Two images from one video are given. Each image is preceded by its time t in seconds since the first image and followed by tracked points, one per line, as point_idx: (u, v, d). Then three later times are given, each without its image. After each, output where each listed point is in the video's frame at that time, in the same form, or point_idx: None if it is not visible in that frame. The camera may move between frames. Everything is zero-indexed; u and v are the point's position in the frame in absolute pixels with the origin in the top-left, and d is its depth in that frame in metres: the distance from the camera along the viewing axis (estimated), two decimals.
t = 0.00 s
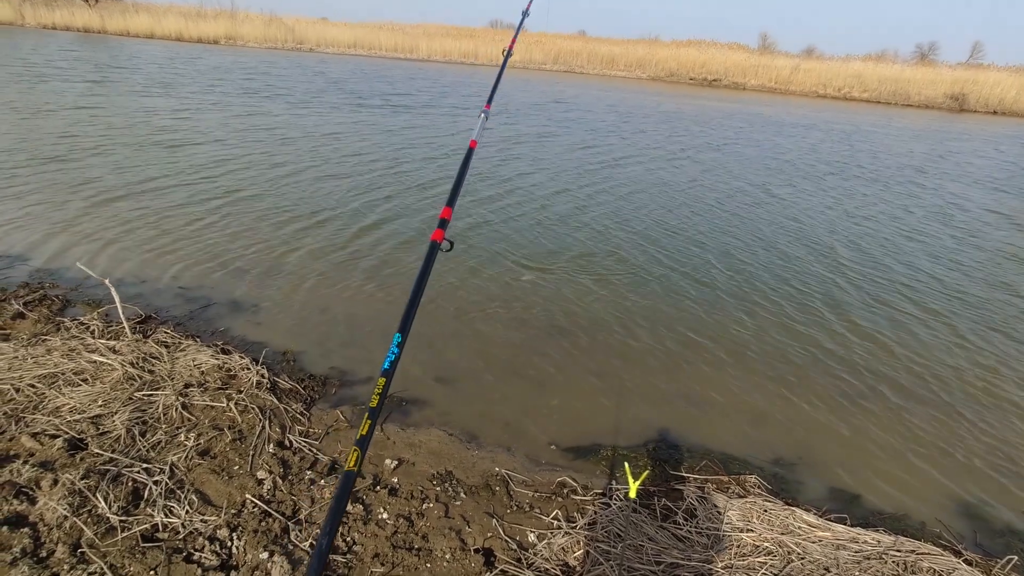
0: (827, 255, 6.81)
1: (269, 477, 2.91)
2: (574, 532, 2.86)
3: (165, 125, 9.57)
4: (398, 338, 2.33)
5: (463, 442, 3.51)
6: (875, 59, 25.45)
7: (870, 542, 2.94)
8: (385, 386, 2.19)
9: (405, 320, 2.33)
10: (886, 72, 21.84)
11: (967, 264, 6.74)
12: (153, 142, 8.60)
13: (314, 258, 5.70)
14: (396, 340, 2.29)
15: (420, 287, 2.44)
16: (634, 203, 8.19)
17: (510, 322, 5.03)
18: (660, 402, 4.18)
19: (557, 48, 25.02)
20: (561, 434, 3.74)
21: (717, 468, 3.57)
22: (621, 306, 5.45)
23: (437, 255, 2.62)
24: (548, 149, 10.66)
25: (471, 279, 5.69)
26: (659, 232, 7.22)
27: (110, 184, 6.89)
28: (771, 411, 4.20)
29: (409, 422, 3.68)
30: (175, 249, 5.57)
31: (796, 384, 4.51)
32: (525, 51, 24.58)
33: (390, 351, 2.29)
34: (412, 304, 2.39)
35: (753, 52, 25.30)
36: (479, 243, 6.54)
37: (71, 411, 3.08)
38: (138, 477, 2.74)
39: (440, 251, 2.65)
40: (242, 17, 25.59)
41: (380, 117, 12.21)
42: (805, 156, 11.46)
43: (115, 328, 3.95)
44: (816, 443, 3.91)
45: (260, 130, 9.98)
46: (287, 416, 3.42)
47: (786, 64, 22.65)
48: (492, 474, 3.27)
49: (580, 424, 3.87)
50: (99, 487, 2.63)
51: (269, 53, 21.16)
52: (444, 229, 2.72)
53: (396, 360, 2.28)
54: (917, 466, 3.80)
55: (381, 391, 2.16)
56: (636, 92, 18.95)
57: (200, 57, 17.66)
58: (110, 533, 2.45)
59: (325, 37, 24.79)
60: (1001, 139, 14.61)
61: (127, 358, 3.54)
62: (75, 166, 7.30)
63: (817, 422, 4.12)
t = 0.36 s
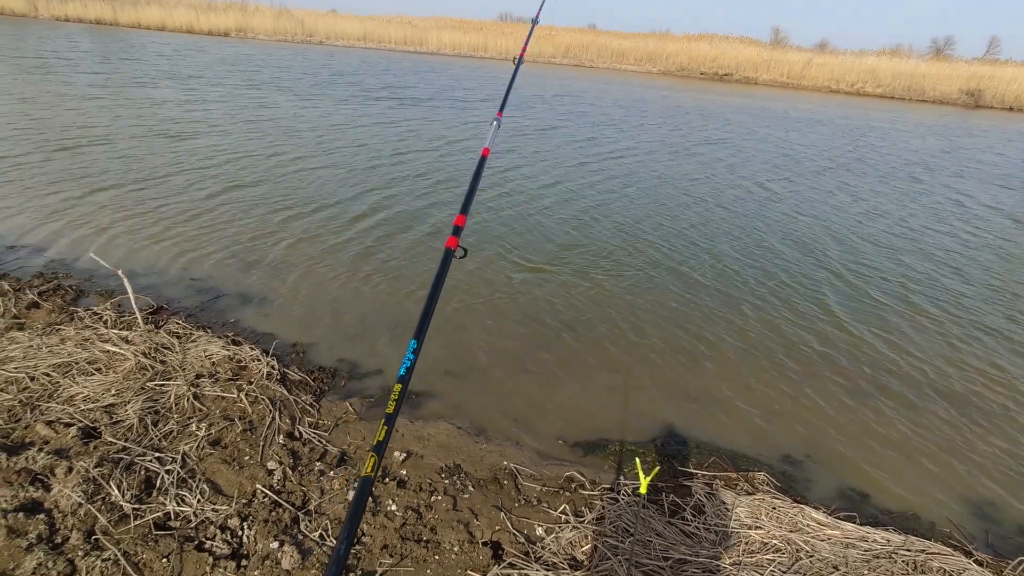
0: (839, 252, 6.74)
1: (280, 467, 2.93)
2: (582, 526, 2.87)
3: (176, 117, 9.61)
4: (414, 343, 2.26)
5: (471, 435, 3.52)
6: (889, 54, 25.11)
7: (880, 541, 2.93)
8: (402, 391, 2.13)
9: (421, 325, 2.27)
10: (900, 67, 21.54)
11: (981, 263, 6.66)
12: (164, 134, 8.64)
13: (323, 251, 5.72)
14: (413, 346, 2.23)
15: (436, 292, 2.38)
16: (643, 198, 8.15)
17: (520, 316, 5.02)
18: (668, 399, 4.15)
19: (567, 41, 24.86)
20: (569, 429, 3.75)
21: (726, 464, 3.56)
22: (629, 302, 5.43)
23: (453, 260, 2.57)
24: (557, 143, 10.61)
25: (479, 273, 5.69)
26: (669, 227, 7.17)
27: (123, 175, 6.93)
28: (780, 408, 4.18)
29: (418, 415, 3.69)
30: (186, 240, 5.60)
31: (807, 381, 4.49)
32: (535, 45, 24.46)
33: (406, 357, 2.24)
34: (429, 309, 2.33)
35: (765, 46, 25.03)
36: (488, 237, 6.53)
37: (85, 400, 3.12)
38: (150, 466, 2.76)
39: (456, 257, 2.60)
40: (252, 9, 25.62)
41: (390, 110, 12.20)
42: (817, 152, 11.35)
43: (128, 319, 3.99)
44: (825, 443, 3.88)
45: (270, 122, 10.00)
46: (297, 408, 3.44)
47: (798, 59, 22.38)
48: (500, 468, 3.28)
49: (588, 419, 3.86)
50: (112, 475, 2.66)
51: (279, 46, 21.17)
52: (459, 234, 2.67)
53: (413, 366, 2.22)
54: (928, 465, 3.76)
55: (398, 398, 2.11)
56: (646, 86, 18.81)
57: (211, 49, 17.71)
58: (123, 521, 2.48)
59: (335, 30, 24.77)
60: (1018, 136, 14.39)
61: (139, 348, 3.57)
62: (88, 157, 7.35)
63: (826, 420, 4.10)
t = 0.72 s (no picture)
0: (854, 249, 6.67)
1: (292, 458, 2.97)
2: (591, 522, 2.88)
3: (191, 110, 9.70)
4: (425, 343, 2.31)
5: (480, 429, 3.54)
6: (908, 49, 24.71)
7: (890, 541, 2.91)
8: (413, 391, 2.16)
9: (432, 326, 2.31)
10: (919, 63, 21.20)
11: (1000, 261, 6.55)
12: (180, 127, 8.72)
13: (336, 245, 5.75)
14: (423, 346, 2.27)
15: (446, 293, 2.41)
16: (656, 193, 8.11)
17: (530, 311, 5.03)
18: (676, 396, 4.15)
19: (579, 36, 24.72)
20: (578, 424, 3.75)
21: (735, 462, 3.55)
22: (640, 298, 5.41)
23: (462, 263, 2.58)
24: (569, 138, 10.57)
25: (490, 268, 5.70)
26: (681, 223, 7.14)
27: (139, 168, 7.02)
28: (791, 406, 4.16)
29: (428, 409, 3.72)
30: (201, 233, 5.66)
31: (820, 380, 4.45)
32: (547, 39, 24.36)
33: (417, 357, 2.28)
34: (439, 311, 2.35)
35: (780, 41, 24.73)
36: (499, 232, 6.53)
37: (103, 389, 3.17)
38: (166, 454, 2.81)
39: (465, 259, 2.61)
40: (266, 4, 25.76)
41: (402, 104, 12.23)
42: (833, 148, 11.22)
43: (144, 310, 4.05)
44: (835, 442, 3.85)
45: (283, 116, 10.06)
46: (309, 400, 3.48)
47: (814, 54, 22.10)
48: (509, 462, 3.30)
49: (597, 415, 3.87)
50: (129, 463, 2.71)
51: (292, 40, 21.27)
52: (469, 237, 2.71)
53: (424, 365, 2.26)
54: (941, 465, 3.73)
55: (409, 396, 2.15)
56: (659, 82, 18.67)
57: (225, 44, 17.83)
58: (140, 508, 2.53)
59: (347, 24, 24.83)
60: None
61: (155, 339, 3.63)
62: (105, 150, 7.45)
63: (837, 419, 4.07)
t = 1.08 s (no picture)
0: (867, 248, 6.60)
1: (302, 452, 2.99)
2: (599, 519, 2.88)
3: (205, 106, 9.78)
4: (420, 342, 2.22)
5: (489, 426, 3.55)
6: (925, 46, 24.36)
7: (901, 544, 2.89)
8: (408, 388, 2.10)
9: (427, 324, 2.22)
10: (936, 60, 20.91)
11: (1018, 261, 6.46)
12: (194, 123, 8.80)
13: (347, 241, 5.79)
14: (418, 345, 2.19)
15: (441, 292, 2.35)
16: (667, 191, 8.06)
17: (540, 308, 5.04)
18: (689, 396, 4.13)
19: (591, 32, 24.62)
20: (587, 422, 3.76)
21: (745, 462, 3.53)
22: (651, 296, 5.39)
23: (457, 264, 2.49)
24: (580, 135, 10.54)
25: (500, 265, 5.71)
26: (692, 221, 7.10)
27: (153, 163, 7.09)
28: (802, 406, 4.13)
29: (437, 404, 3.73)
30: (214, 228, 5.71)
31: (832, 381, 4.42)
32: (558, 36, 24.29)
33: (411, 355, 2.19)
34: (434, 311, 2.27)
35: (795, 38, 24.48)
36: (510, 229, 6.54)
37: (118, 381, 3.22)
38: (179, 447, 2.85)
39: (459, 260, 2.52)
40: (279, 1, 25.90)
41: (414, 101, 12.25)
42: (847, 146, 11.10)
43: (158, 304, 4.10)
44: (848, 443, 3.82)
45: (296, 112, 10.12)
46: (319, 394, 3.51)
47: (829, 51, 21.85)
48: (518, 459, 3.31)
49: (606, 413, 3.87)
50: (143, 454, 2.75)
51: (305, 36, 21.37)
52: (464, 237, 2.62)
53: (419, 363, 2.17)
54: (954, 468, 3.69)
55: (404, 394, 2.08)
56: (671, 79, 18.55)
57: (238, 40, 17.96)
58: (154, 499, 2.56)
59: (360, 21, 24.89)
60: None
61: (169, 333, 3.67)
62: (120, 145, 7.53)
63: (849, 420, 4.04)
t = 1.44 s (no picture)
0: (883, 247, 6.52)
1: (313, 447, 3.01)
2: (608, 518, 2.87)
3: (218, 102, 9.84)
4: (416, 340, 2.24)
5: (499, 423, 3.55)
6: (944, 42, 23.95)
7: (915, 548, 2.85)
8: (403, 385, 2.12)
9: (422, 323, 2.25)
10: (955, 56, 20.55)
11: None
12: (207, 118, 8.86)
13: (359, 237, 5.80)
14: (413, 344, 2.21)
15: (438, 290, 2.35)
16: (679, 188, 8.00)
17: (552, 305, 5.03)
18: (699, 394, 4.12)
19: (604, 28, 24.48)
20: (597, 420, 3.74)
21: (756, 462, 3.50)
22: (662, 294, 5.36)
23: (453, 262, 2.52)
24: (591, 132, 10.49)
25: (511, 262, 5.70)
26: (705, 219, 7.04)
27: (168, 158, 7.15)
28: (816, 408, 4.08)
29: (448, 400, 3.74)
30: (228, 223, 5.75)
31: (846, 381, 4.37)
32: (571, 32, 24.17)
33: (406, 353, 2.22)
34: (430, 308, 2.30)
35: (810, 35, 24.19)
36: (521, 225, 6.53)
37: (133, 374, 3.26)
38: (192, 439, 2.88)
39: (456, 258, 2.55)
40: None
41: (425, 97, 12.26)
42: (863, 144, 10.96)
43: (172, 298, 4.14)
44: (861, 444, 3.79)
45: (309, 108, 10.16)
46: (330, 389, 3.53)
47: (846, 47, 21.55)
48: (528, 456, 3.30)
49: (616, 411, 3.85)
50: (156, 447, 2.78)
51: (318, 32, 21.45)
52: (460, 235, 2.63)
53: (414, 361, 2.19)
54: (969, 471, 3.63)
55: (400, 392, 2.10)
56: (685, 75, 18.41)
57: (252, 36, 18.06)
58: (167, 491, 2.59)
59: (372, 17, 24.93)
60: None
61: (183, 327, 3.71)
62: (136, 140, 7.61)
63: (863, 421, 3.99)
